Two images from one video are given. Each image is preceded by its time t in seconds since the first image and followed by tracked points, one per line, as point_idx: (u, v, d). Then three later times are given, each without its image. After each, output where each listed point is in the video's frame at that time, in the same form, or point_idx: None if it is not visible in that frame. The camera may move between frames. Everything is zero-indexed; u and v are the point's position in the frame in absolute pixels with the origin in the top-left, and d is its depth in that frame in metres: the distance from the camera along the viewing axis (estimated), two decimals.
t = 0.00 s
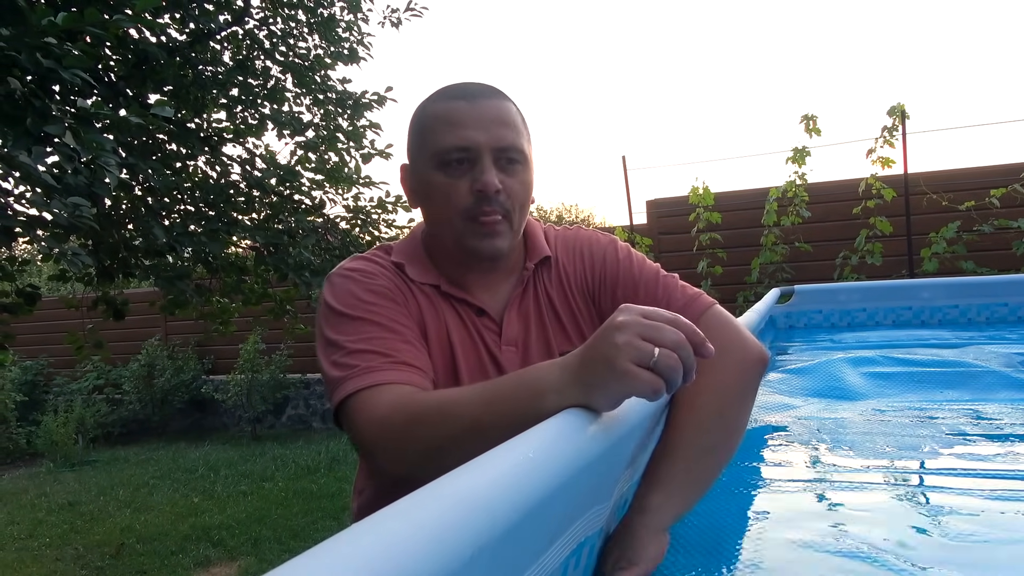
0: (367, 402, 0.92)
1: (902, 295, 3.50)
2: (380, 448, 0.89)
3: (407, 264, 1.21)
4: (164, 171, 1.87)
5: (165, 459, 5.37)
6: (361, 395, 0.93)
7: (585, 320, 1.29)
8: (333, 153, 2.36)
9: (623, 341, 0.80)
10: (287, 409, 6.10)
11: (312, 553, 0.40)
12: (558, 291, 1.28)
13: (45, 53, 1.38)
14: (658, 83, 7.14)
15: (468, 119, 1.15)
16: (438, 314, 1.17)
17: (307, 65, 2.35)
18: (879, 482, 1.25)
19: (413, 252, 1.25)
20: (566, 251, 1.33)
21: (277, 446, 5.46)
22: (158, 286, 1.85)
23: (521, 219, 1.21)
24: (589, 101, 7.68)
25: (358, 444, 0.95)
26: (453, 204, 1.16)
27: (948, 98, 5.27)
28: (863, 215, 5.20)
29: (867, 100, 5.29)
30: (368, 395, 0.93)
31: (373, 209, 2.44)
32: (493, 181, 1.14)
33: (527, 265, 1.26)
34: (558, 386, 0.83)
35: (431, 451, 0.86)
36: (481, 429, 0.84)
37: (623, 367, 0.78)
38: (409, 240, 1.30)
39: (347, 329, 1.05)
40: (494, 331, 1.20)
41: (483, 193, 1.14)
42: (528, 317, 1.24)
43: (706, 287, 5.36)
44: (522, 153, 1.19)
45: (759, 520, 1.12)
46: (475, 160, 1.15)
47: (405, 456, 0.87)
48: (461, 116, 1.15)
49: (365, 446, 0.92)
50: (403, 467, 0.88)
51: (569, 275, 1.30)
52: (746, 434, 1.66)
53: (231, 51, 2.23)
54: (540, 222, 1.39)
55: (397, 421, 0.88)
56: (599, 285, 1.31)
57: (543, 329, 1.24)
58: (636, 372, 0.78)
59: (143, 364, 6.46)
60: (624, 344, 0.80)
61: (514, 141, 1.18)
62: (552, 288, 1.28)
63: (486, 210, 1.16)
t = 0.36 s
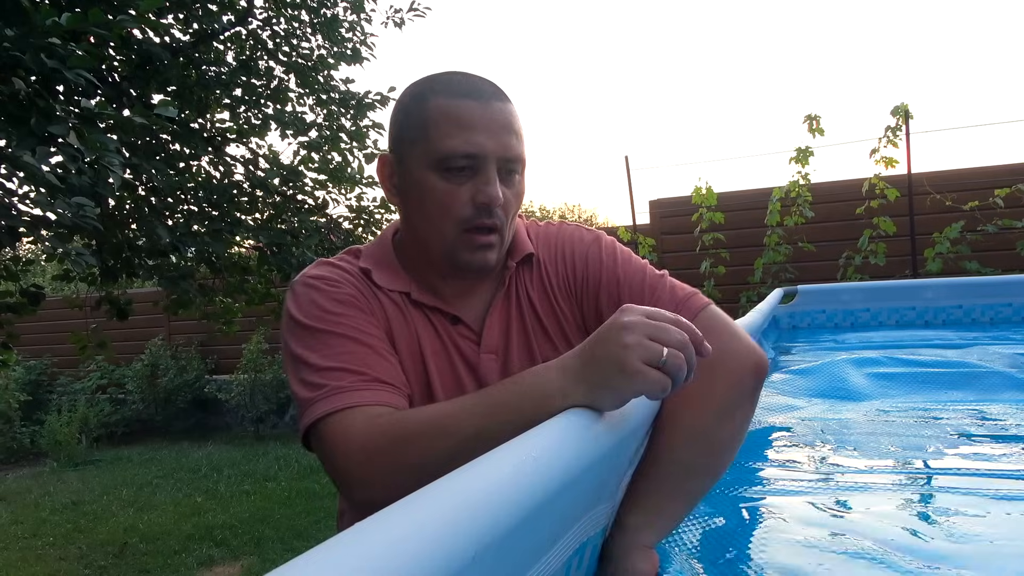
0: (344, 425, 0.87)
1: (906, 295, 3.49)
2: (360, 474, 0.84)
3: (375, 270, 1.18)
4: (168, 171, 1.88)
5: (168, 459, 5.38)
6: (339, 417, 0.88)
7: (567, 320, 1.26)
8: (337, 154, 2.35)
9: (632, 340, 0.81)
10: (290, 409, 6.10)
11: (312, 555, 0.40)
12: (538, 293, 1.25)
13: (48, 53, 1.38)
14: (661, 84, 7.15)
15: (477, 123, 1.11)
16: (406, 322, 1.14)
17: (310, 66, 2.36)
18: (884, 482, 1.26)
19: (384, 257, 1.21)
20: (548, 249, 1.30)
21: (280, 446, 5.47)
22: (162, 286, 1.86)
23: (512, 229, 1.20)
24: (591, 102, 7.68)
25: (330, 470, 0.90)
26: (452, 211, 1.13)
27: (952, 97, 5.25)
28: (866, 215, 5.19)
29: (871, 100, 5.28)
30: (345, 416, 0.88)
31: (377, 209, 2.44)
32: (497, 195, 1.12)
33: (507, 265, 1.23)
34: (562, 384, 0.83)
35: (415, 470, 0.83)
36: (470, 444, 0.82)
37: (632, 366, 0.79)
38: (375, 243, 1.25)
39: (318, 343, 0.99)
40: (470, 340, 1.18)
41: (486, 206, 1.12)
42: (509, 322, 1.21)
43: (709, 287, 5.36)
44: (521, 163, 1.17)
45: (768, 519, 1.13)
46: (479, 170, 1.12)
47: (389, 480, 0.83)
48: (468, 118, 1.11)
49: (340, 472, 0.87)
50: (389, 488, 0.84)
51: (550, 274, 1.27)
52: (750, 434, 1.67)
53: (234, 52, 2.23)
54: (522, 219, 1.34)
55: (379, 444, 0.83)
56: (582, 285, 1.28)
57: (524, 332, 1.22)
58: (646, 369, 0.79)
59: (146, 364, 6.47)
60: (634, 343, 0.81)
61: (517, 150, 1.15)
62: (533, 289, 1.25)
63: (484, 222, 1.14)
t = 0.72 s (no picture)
0: (335, 427, 0.86)
1: (908, 294, 3.49)
2: (350, 477, 0.83)
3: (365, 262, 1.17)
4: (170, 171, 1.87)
5: (170, 459, 5.39)
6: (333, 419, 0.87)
7: (566, 304, 1.30)
8: (338, 153, 2.36)
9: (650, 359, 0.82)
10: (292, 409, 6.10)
11: (311, 553, 0.40)
12: (536, 277, 1.30)
13: (50, 53, 1.38)
14: (663, 83, 7.15)
15: (473, 121, 1.11)
16: (398, 316, 1.13)
17: (312, 65, 2.36)
18: (891, 483, 1.25)
19: (373, 250, 1.21)
20: (545, 242, 1.37)
21: (282, 446, 5.48)
22: (164, 286, 1.86)
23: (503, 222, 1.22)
24: (593, 102, 7.69)
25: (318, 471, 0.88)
26: (443, 206, 1.14)
27: (954, 97, 5.25)
28: (868, 215, 5.18)
29: (873, 99, 5.27)
30: (338, 416, 0.87)
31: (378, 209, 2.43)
32: (490, 194, 1.13)
33: (502, 255, 1.27)
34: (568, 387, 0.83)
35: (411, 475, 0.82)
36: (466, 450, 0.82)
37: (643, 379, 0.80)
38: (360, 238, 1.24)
39: (313, 336, 0.98)
40: (467, 331, 1.19)
41: (477, 206, 1.13)
42: (505, 311, 1.23)
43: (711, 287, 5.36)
44: (514, 161, 1.17)
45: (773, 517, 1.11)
46: (473, 168, 1.12)
47: (381, 484, 0.82)
48: (463, 115, 1.11)
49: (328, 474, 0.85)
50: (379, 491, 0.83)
51: (550, 260, 1.34)
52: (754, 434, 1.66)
53: (236, 51, 2.22)
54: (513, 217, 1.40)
55: (372, 447, 0.82)
56: (587, 272, 1.34)
57: (520, 320, 1.25)
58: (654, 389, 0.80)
59: (148, 364, 6.48)
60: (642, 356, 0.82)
61: (511, 149, 1.15)
62: (530, 273, 1.30)
63: (476, 219, 1.15)
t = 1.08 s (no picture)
0: (349, 308, 0.77)
1: (911, 293, 3.48)
2: (352, 338, 0.71)
3: (399, 243, 1.15)
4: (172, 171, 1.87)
5: (172, 458, 5.39)
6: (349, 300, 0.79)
7: (576, 295, 1.33)
8: (340, 153, 2.38)
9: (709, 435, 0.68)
10: (293, 408, 6.10)
11: (309, 554, 0.40)
12: (551, 274, 1.32)
13: (52, 52, 1.38)
14: (664, 83, 7.15)
15: (517, 119, 1.11)
16: (426, 302, 1.12)
17: (314, 65, 2.37)
18: (905, 484, 1.23)
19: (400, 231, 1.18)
20: (555, 241, 1.39)
21: (284, 445, 5.48)
22: (166, 285, 1.85)
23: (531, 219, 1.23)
24: (595, 101, 7.69)
25: (309, 357, 0.75)
26: (483, 201, 1.13)
27: (956, 96, 5.24)
28: (870, 213, 5.19)
29: (875, 98, 5.26)
30: (357, 304, 0.79)
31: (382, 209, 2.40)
32: (529, 192, 1.14)
33: (523, 254, 1.28)
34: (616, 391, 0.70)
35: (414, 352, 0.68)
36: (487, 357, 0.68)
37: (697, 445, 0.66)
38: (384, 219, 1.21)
39: (327, 262, 0.92)
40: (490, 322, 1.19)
41: (516, 201, 1.14)
42: (524, 309, 1.24)
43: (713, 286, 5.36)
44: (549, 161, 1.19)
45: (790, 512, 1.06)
46: (514, 165, 1.13)
47: (378, 349, 0.69)
48: (507, 112, 1.11)
49: (325, 343, 0.73)
50: (372, 361, 0.68)
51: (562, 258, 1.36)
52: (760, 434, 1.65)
53: (238, 51, 2.23)
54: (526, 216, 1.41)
55: (390, 318, 0.72)
56: (601, 260, 1.40)
57: (538, 317, 1.26)
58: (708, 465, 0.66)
59: (150, 363, 6.49)
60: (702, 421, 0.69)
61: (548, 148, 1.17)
62: (547, 274, 1.31)
63: (512, 215, 1.15)
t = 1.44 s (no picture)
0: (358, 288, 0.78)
1: (913, 291, 3.48)
2: (350, 313, 0.72)
3: (412, 239, 1.15)
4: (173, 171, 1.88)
5: (174, 458, 5.40)
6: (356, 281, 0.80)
7: (582, 295, 1.33)
8: (341, 153, 2.38)
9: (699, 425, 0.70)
10: (296, 408, 6.10)
11: (309, 553, 0.40)
12: (559, 273, 1.32)
13: (53, 54, 1.39)
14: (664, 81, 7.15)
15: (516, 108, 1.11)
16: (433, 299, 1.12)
17: (314, 65, 2.37)
18: (907, 479, 1.23)
19: (410, 229, 1.18)
20: (562, 240, 1.38)
21: (286, 445, 5.48)
22: (167, 286, 1.86)
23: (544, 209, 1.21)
24: (595, 100, 7.69)
25: (309, 330, 0.76)
26: (488, 192, 1.13)
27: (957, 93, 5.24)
28: (872, 211, 5.19)
29: (876, 96, 5.26)
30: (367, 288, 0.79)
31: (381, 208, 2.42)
32: (534, 177, 1.13)
33: (532, 253, 1.27)
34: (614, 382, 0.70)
35: (407, 329, 0.68)
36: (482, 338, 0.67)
37: (693, 438, 0.69)
38: (395, 219, 1.22)
39: (340, 252, 0.95)
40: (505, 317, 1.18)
41: (522, 187, 1.13)
42: (535, 308, 1.24)
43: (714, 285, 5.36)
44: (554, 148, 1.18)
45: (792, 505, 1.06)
46: (518, 153, 1.12)
47: (370, 321, 0.69)
48: (507, 101, 1.11)
49: (325, 316, 0.74)
50: (363, 334, 0.69)
51: (569, 258, 1.36)
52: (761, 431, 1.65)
53: (238, 51, 2.23)
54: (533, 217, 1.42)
55: (389, 297, 0.73)
56: (607, 260, 1.41)
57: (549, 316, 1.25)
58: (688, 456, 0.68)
59: (152, 364, 6.50)
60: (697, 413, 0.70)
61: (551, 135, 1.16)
62: (555, 273, 1.31)
63: (520, 203, 1.14)
